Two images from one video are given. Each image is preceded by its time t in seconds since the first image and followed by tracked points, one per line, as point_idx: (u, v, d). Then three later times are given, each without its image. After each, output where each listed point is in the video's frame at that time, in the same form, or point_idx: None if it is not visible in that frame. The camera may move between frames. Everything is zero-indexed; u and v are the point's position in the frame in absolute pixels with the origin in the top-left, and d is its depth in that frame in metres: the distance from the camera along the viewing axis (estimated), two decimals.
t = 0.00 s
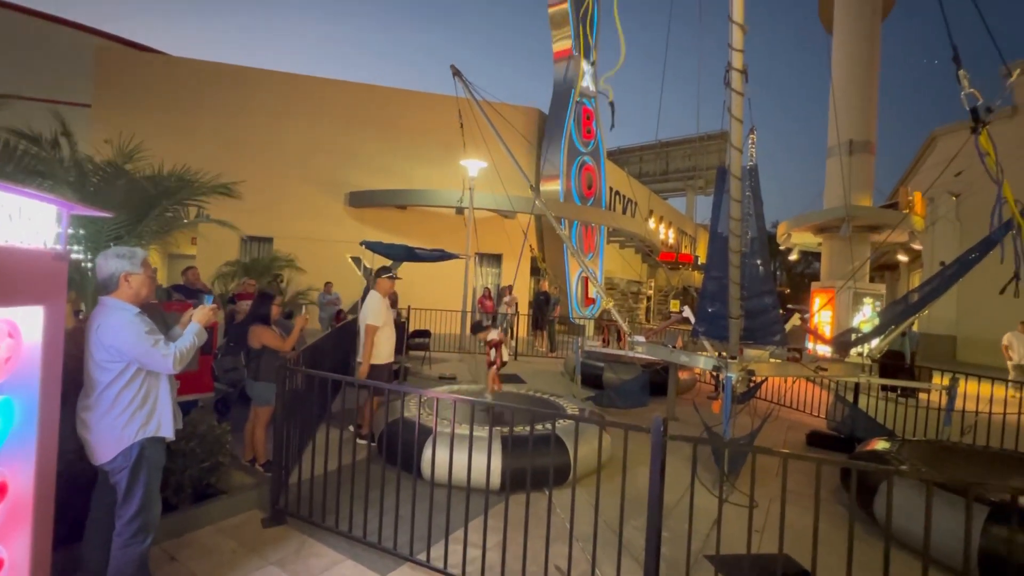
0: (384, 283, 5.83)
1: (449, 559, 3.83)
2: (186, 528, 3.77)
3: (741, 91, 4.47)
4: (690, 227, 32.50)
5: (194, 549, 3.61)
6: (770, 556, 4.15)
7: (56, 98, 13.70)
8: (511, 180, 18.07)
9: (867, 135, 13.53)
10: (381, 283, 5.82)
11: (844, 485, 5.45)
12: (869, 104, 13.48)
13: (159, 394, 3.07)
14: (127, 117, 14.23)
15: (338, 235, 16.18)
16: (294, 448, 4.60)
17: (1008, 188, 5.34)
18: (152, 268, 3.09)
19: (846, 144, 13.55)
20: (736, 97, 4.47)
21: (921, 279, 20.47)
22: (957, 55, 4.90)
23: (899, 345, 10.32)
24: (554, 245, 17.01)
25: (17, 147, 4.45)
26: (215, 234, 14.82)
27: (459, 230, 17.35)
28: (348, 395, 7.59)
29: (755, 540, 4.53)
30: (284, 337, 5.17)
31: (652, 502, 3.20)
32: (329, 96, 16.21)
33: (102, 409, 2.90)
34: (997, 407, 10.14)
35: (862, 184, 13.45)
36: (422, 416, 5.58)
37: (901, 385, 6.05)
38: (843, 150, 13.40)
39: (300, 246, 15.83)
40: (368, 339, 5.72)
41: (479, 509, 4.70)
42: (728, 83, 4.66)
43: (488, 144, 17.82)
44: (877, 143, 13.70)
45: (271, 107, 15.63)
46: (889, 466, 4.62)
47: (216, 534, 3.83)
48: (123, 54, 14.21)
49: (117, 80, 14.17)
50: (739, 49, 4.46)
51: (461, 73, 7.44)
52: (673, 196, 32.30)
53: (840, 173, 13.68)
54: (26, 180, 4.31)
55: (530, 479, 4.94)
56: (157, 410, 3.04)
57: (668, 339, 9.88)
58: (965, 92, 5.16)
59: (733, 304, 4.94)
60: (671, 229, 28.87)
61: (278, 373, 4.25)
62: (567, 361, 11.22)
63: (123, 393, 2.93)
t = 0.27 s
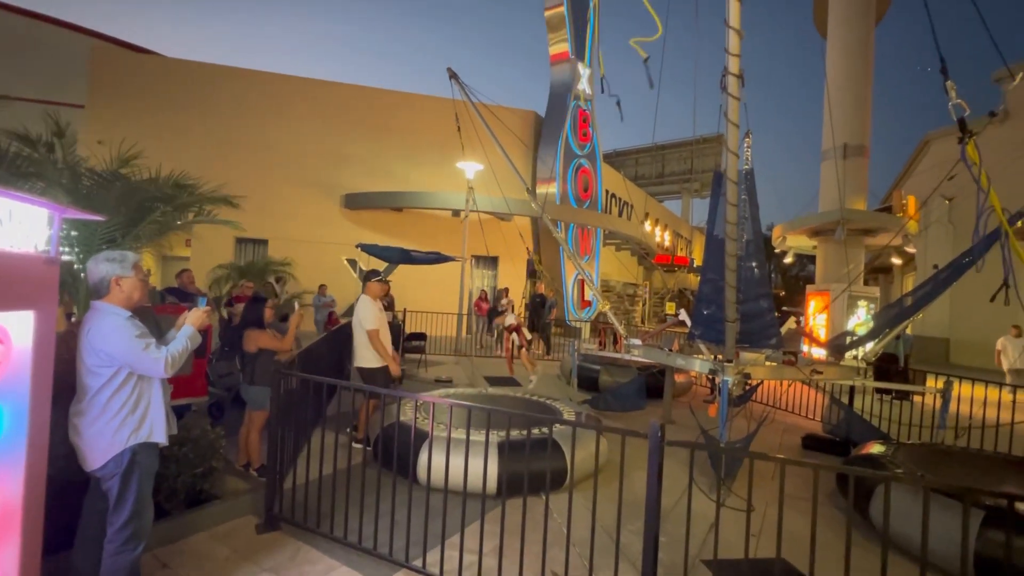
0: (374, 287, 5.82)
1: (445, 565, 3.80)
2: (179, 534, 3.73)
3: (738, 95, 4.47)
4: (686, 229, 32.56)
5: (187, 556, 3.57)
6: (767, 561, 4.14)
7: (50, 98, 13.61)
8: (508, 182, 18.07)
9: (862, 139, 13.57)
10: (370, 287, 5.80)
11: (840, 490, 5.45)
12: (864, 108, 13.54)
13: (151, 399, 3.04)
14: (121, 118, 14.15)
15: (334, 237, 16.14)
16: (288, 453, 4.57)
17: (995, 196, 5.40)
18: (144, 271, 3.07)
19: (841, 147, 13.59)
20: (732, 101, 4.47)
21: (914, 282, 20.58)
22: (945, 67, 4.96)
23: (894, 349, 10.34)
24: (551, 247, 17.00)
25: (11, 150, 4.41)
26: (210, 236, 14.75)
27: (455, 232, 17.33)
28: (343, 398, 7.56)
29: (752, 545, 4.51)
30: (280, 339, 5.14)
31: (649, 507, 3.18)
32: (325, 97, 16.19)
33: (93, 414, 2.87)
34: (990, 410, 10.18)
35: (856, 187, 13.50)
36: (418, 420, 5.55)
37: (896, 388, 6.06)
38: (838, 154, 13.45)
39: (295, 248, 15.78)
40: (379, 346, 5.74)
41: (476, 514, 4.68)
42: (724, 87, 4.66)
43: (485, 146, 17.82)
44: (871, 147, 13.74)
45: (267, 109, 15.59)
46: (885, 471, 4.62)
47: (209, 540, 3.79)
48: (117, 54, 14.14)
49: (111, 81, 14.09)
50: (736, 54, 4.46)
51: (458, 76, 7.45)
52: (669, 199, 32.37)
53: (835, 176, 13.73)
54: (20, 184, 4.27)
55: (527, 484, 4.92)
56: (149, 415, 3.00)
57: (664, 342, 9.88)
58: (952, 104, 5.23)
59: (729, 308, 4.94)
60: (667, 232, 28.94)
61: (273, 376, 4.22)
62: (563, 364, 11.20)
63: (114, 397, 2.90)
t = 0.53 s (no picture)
0: (368, 289, 5.82)
1: (441, 570, 3.78)
2: (171, 540, 3.69)
3: (734, 100, 4.48)
4: (681, 232, 32.64)
5: (180, 562, 3.54)
6: (764, 565, 4.14)
7: (43, 98, 13.52)
8: (504, 184, 18.06)
9: (855, 143, 13.62)
10: (366, 289, 5.79)
11: (836, 494, 5.45)
12: (857, 112, 13.61)
13: (144, 404, 3.02)
14: (114, 118, 14.08)
15: (330, 239, 16.10)
16: (283, 457, 4.54)
17: (979, 206, 5.47)
18: (138, 274, 3.04)
19: (835, 151, 13.64)
20: (728, 106, 4.49)
21: (907, 285, 20.68)
22: (933, 81, 5.01)
23: (887, 351, 10.36)
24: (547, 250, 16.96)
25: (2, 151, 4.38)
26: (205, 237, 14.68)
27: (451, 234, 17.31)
28: (338, 401, 7.53)
29: (749, 549, 4.51)
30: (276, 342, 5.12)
31: (646, 512, 3.17)
32: (321, 99, 16.16)
33: (85, 419, 2.85)
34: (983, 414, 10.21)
35: (851, 191, 13.56)
36: (414, 424, 5.53)
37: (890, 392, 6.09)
38: (832, 158, 13.50)
39: (291, 250, 15.72)
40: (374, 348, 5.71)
41: (472, 519, 4.65)
42: (720, 92, 4.67)
43: (481, 148, 17.83)
44: (864, 151, 13.79)
45: (262, 110, 15.55)
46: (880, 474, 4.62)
47: (202, 546, 3.76)
48: (111, 55, 14.07)
49: (104, 81, 14.01)
50: (732, 58, 4.48)
51: (454, 78, 7.43)
52: (664, 202, 32.44)
53: (829, 180, 13.77)
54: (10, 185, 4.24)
55: (523, 488, 4.90)
56: (142, 420, 2.98)
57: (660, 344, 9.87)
58: (939, 117, 5.28)
59: (725, 311, 4.95)
60: (662, 234, 28.98)
61: (268, 379, 4.20)
62: (558, 366, 11.18)
63: (106, 402, 2.87)
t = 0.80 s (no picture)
0: (363, 291, 5.79)
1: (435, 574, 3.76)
2: (161, 545, 3.65)
3: (729, 103, 4.49)
4: (675, 234, 32.74)
5: (171, 567, 3.50)
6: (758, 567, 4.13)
7: (33, 96, 13.40)
8: (499, 185, 18.05)
9: (847, 146, 13.69)
10: (359, 291, 5.75)
11: (830, 496, 5.46)
12: (850, 116, 13.69)
13: (134, 407, 2.98)
14: (106, 117, 13.97)
15: (324, 240, 16.04)
16: (275, 460, 4.50)
17: (968, 214, 5.52)
18: (129, 276, 3.01)
19: (828, 154, 13.69)
20: (722, 109, 4.49)
21: (898, 287, 20.82)
22: (924, 92, 5.05)
23: (879, 353, 10.41)
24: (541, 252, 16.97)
25: None
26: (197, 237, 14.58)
27: (446, 235, 17.29)
28: (332, 403, 7.49)
29: (743, 550, 4.51)
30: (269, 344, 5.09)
31: (641, 514, 3.16)
32: (315, 99, 16.10)
33: (73, 422, 2.81)
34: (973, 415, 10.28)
35: (843, 194, 13.63)
36: (408, 427, 5.50)
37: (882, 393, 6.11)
38: (825, 161, 13.55)
39: (284, 250, 15.65)
40: (354, 347, 5.71)
41: (467, 522, 4.63)
42: (715, 95, 4.68)
43: (475, 150, 17.82)
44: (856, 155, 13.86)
45: (255, 110, 15.47)
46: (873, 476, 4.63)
47: (192, 550, 3.72)
48: (103, 53, 13.96)
49: (96, 80, 13.91)
50: (727, 62, 4.49)
51: (449, 79, 7.42)
52: (658, 204, 32.54)
53: (821, 183, 13.83)
54: None
55: (518, 490, 4.88)
56: (131, 423, 2.94)
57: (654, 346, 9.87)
58: (929, 126, 5.32)
59: (719, 313, 4.97)
60: (656, 236, 29.06)
61: (261, 382, 4.16)
62: (553, 368, 11.16)
63: (95, 406, 2.84)
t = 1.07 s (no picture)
0: (354, 291, 5.76)
1: None
2: (147, 549, 3.60)
3: (720, 105, 4.51)
4: (666, 236, 32.89)
5: (157, 570, 3.46)
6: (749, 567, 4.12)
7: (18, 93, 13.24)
8: (491, 186, 18.04)
9: (836, 149, 13.80)
10: (352, 291, 5.73)
11: (819, 495, 5.48)
12: (838, 119, 13.81)
13: (119, 410, 2.93)
14: (93, 115, 13.82)
15: (315, 240, 15.95)
16: (264, 463, 4.46)
17: (958, 218, 5.55)
18: (115, 274, 2.97)
19: (817, 157, 13.79)
20: (713, 111, 4.51)
21: (886, 290, 21.02)
22: (914, 98, 5.09)
23: (867, 354, 10.49)
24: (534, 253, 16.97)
25: None
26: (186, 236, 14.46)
27: (438, 236, 17.25)
28: (322, 404, 7.45)
29: (734, 550, 4.51)
30: (259, 344, 5.05)
31: (634, 514, 3.15)
32: (306, 99, 16.02)
33: (56, 424, 2.77)
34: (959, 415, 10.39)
35: (832, 197, 13.73)
36: (400, 428, 5.47)
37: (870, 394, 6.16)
38: (814, 164, 13.64)
39: (275, 250, 15.55)
40: (342, 348, 5.63)
41: (458, 523, 4.60)
42: (706, 97, 4.71)
43: (468, 150, 17.81)
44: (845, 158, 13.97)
45: (246, 108, 15.37)
46: (862, 476, 4.65)
47: (179, 554, 3.68)
48: (90, 50, 13.82)
49: (82, 77, 13.77)
50: (717, 65, 4.52)
51: (442, 79, 7.41)
52: (650, 206, 32.66)
53: (811, 186, 13.93)
54: None
55: (510, 491, 4.87)
56: (115, 426, 2.89)
57: (646, 347, 9.89)
58: (918, 132, 5.36)
59: (710, 314, 4.99)
60: (648, 238, 29.15)
61: (250, 383, 4.12)
62: (545, 369, 11.17)
63: (78, 408, 2.79)
